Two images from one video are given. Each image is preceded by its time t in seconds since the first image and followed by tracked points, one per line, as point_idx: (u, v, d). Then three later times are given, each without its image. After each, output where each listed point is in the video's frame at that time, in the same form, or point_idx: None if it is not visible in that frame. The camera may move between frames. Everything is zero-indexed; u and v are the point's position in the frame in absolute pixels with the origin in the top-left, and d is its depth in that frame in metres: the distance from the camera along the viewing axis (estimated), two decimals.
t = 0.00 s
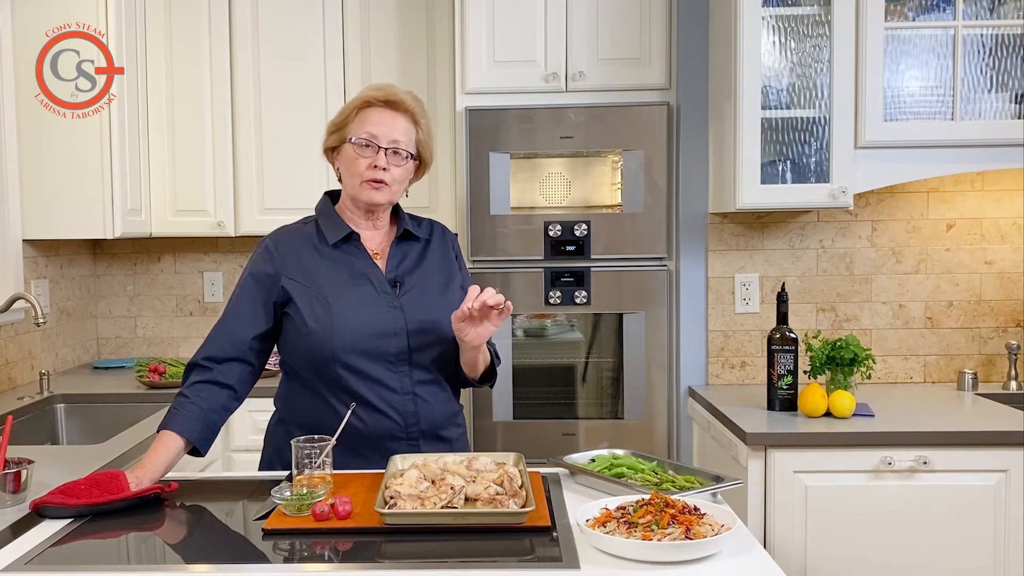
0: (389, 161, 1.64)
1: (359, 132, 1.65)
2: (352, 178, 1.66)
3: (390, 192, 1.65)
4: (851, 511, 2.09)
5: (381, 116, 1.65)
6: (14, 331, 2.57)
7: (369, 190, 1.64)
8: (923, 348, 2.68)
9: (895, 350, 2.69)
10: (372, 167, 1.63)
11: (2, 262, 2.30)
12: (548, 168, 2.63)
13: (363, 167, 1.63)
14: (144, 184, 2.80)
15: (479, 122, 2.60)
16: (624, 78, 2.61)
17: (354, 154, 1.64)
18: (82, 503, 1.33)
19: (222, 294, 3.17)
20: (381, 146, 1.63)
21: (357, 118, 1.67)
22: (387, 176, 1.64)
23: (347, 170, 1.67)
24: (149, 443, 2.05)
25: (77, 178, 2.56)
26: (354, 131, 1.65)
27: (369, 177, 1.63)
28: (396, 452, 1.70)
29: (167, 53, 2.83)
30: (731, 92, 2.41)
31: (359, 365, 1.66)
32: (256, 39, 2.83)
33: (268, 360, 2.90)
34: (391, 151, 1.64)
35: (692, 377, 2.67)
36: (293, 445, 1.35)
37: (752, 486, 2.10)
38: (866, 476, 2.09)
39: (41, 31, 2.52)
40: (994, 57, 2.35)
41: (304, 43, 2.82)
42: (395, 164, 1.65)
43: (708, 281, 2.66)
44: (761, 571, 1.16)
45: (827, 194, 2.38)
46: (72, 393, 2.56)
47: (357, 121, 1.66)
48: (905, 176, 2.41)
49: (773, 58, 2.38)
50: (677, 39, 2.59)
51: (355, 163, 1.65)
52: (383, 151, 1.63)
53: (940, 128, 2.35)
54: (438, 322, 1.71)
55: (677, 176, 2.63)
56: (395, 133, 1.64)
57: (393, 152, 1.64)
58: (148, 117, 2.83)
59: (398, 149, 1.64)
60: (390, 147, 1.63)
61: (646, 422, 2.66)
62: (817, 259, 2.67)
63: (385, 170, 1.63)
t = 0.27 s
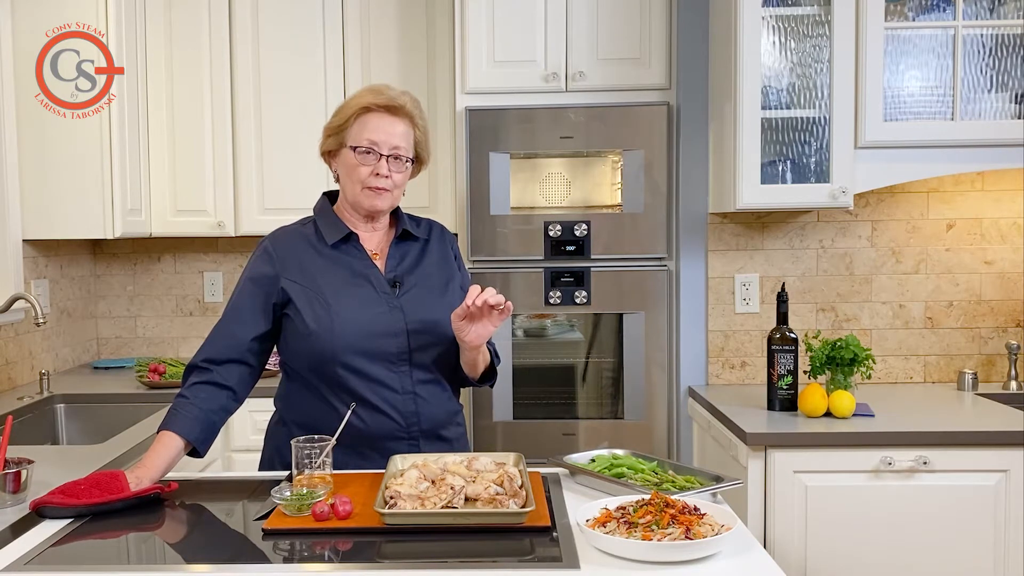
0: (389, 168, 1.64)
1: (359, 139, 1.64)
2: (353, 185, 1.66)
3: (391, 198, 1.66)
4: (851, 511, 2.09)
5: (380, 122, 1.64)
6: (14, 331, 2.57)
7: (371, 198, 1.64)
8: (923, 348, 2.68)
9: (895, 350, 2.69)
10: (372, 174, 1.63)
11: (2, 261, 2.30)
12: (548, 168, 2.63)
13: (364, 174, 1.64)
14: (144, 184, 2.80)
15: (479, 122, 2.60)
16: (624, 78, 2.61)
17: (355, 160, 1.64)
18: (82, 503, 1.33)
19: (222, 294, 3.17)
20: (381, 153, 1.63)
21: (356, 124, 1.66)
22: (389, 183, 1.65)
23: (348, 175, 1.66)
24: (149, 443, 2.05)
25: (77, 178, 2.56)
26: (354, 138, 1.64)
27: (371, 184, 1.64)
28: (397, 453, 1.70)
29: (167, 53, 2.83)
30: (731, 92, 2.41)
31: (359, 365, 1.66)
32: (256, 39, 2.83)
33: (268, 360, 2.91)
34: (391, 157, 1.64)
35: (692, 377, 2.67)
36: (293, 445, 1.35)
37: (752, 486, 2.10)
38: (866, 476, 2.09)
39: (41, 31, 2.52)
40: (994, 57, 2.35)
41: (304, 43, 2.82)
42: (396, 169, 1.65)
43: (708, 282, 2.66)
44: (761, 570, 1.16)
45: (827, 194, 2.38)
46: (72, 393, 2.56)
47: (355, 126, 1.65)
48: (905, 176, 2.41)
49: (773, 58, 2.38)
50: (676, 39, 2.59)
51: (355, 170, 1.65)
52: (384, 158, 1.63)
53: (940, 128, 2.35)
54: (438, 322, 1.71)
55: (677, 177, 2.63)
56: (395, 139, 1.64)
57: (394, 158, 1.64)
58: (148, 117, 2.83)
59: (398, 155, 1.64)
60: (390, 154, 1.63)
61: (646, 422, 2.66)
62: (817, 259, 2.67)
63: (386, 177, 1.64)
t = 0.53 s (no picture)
0: (389, 165, 1.64)
1: (358, 136, 1.64)
2: (352, 182, 1.66)
3: (391, 195, 1.66)
4: (850, 511, 2.09)
5: (379, 120, 1.64)
6: (14, 330, 2.57)
7: (371, 194, 1.64)
8: (923, 348, 2.68)
9: (895, 350, 2.69)
10: (372, 171, 1.63)
11: (2, 262, 2.30)
12: (548, 169, 2.63)
13: (364, 170, 1.64)
14: (144, 184, 2.80)
15: (479, 122, 2.60)
16: (623, 78, 2.61)
17: (354, 158, 1.64)
18: (82, 503, 1.33)
19: (222, 294, 3.17)
20: (381, 150, 1.63)
21: (355, 121, 1.66)
22: (389, 180, 1.65)
23: (347, 173, 1.67)
24: (149, 443, 2.05)
25: (77, 178, 2.56)
26: (353, 134, 1.65)
27: (370, 180, 1.64)
28: (397, 453, 1.70)
29: (167, 53, 2.83)
30: (731, 92, 2.41)
31: (359, 366, 1.66)
32: (256, 39, 2.83)
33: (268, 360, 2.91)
34: (390, 155, 1.64)
35: (692, 377, 2.67)
36: (293, 445, 1.35)
37: (752, 486, 2.10)
38: (866, 476, 2.09)
39: (41, 31, 2.52)
40: (994, 57, 2.35)
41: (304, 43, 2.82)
42: (396, 167, 1.65)
43: (708, 282, 2.66)
44: (761, 570, 1.16)
45: (827, 194, 2.38)
46: (73, 393, 2.56)
47: (354, 124, 1.66)
48: (905, 175, 2.41)
49: (773, 58, 2.38)
50: (676, 39, 2.59)
51: (354, 168, 1.65)
52: (384, 156, 1.63)
53: (940, 128, 2.35)
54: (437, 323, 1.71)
55: (677, 177, 2.63)
56: (394, 136, 1.64)
57: (394, 155, 1.64)
58: (148, 117, 2.83)
59: (398, 152, 1.64)
60: (390, 151, 1.64)
61: (646, 422, 2.66)
62: (817, 259, 2.67)
63: (386, 174, 1.64)
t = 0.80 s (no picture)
0: (377, 156, 1.64)
1: (347, 130, 1.65)
2: (343, 175, 1.66)
3: (381, 185, 1.65)
4: (850, 511, 2.09)
5: (368, 113, 1.65)
6: (14, 331, 2.57)
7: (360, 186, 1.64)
8: (923, 348, 2.68)
9: (895, 350, 2.69)
10: (360, 162, 1.63)
11: (2, 262, 2.30)
12: (548, 168, 2.63)
13: (351, 162, 1.64)
14: (144, 184, 2.80)
15: (479, 122, 2.60)
16: (623, 78, 2.61)
17: (343, 150, 1.64)
18: (82, 503, 1.33)
19: (222, 294, 3.17)
20: (368, 141, 1.63)
21: (347, 117, 1.67)
22: (376, 171, 1.64)
23: (339, 167, 1.67)
24: (149, 443, 2.05)
25: (77, 178, 2.56)
26: (344, 128, 1.65)
27: (358, 172, 1.64)
28: (397, 453, 1.70)
29: (167, 53, 2.83)
30: (731, 92, 2.41)
31: (359, 366, 1.66)
32: (256, 39, 2.83)
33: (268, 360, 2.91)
34: (378, 145, 1.63)
35: (692, 377, 2.67)
36: (293, 445, 1.35)
37: (752, 486, 2.10)
38: (866, 476, 2.09)
39: (41, 31, 2.52)
40: (994, 57, 2.35)
41: (304, 43, 2.82)
42: (385, 158, 1.65)
43: (708, 282, 2.66)
44: (761, 570, 1.16)
45: (827, 194, 2.38)
46: (73, 393, 2.56)
47: (345, 119, 1.67)
48: (904, 175, 2.41)
49: (773, 58, 2.38)
50: (676, 39, 2.59)
51: (344, 160, 1.65)
52: (372, 146, 1.63)
53: (941, 128, 2.35)
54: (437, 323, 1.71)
55: (677, 177, 2.63)
56: (383, 128, 1.64)
57: (381, 146, 1.64)
58: (148, 117, 2.83)
59: (386, 143, 1.64)
60: (377, 141, 1.63)
61: (646, 422, 2.66)
62: (817, 259, 2.67)
63: (373, 164, 1.63)
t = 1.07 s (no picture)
0: (378, 157, 1.64)
1: (348, 131, 1.65)
2: (344, 176, 1.66)
3: (381, 187, 1.65)
4: (850, 511, 2.09)
5: (369, 113, 1.65)
6: (14, 331, 2.57)
7: (360, 187, 1.64)
8: (923, 348, 2.68)
9: (896, 350, 2.69)
10: (360, 163, 1.63)
11: (2, 262, 2.30)
12: (548, 168, 2.63)
13: (352, 163, 1.64)
14: (144, 184, 2.80)
15: (479, 122, 2.60)
16: (623, 78, 2.61)
17: (344, 151, 1.65)
18: (82, 503, 1.33)
19: (222, 294, 3.17)
20: (369, 142, 1.63)
21: (348, 117, 1.67)
22: (377, 172, 1.64)
23: (340, 168, 1.67)
24: (149, 443, 2.05)
25: (77, 178, 2.56)
26: (345, 129, 1.66)
27: (359, 173, 1.64)
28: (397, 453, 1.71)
29: (167, 53, 2.83)
30: (731, 92, 2.41)
31: (358, 367, 1.66)
32: (256, 39, 2.83)
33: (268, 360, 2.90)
34: (378, 147, 1.63)
35: (692, 377, 2.67)
36: (293, 445, 1.35)
37: (753, 486, 2.10)
38: (866, 476, 2.09)
39: (41, 31, 2.52)
40: (994, 57, 2.35)
41: (304, 43, 2.82)
42: (386, 159, 1.65)
43: (708, 281, 2.66)
44: (761, 570, 1.16)
45: (827, 194, 2.38)
46: (73, 393, 2.56)
47: (346, 120, 1.67)
48: (904, 175, 2.41)
49: (773, 58, 2.38)
50: (676, 39, 2.59)
51: (345, 161, 1.65)
52: (372, 148, 1.63)
53: (941, 128, 2.35)
54: (436, 324, 1.71)
55: (677, 177, 2.63)
56: (384, 129, 1.64)
57: (382, 147, 1.63)
58: (148, 117, 2.83)
59: (387, 144, 1.64)
60: (378, 143, 1.63)
61: (646, 422, 2.66)
62: (817, 259, 2.67)
63: (373, 166, 1.63)
